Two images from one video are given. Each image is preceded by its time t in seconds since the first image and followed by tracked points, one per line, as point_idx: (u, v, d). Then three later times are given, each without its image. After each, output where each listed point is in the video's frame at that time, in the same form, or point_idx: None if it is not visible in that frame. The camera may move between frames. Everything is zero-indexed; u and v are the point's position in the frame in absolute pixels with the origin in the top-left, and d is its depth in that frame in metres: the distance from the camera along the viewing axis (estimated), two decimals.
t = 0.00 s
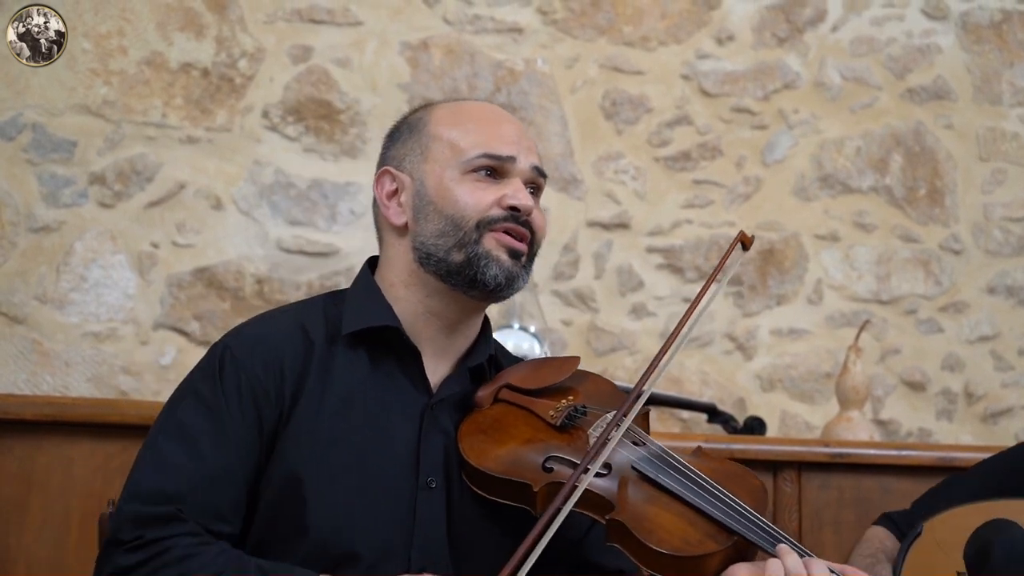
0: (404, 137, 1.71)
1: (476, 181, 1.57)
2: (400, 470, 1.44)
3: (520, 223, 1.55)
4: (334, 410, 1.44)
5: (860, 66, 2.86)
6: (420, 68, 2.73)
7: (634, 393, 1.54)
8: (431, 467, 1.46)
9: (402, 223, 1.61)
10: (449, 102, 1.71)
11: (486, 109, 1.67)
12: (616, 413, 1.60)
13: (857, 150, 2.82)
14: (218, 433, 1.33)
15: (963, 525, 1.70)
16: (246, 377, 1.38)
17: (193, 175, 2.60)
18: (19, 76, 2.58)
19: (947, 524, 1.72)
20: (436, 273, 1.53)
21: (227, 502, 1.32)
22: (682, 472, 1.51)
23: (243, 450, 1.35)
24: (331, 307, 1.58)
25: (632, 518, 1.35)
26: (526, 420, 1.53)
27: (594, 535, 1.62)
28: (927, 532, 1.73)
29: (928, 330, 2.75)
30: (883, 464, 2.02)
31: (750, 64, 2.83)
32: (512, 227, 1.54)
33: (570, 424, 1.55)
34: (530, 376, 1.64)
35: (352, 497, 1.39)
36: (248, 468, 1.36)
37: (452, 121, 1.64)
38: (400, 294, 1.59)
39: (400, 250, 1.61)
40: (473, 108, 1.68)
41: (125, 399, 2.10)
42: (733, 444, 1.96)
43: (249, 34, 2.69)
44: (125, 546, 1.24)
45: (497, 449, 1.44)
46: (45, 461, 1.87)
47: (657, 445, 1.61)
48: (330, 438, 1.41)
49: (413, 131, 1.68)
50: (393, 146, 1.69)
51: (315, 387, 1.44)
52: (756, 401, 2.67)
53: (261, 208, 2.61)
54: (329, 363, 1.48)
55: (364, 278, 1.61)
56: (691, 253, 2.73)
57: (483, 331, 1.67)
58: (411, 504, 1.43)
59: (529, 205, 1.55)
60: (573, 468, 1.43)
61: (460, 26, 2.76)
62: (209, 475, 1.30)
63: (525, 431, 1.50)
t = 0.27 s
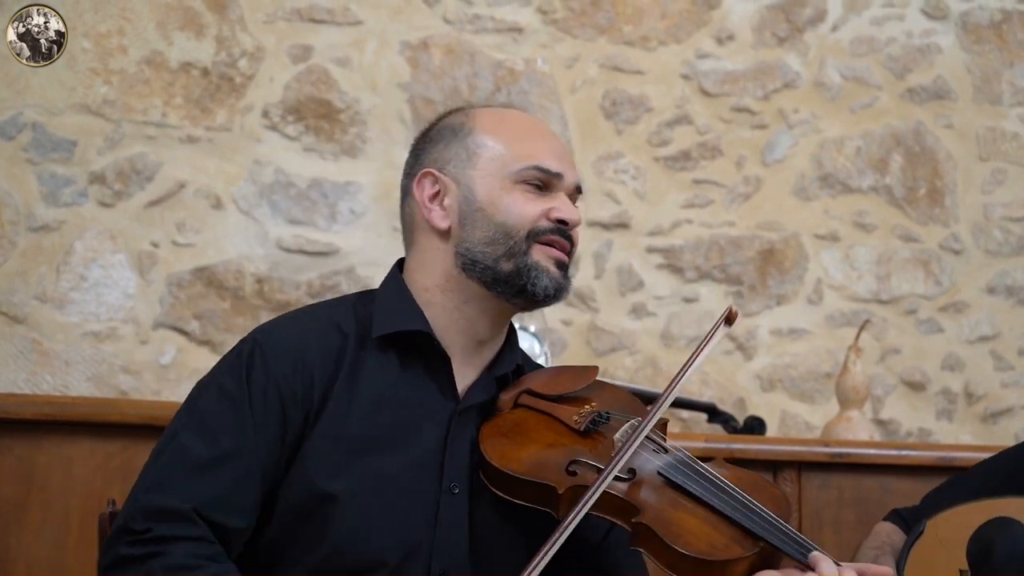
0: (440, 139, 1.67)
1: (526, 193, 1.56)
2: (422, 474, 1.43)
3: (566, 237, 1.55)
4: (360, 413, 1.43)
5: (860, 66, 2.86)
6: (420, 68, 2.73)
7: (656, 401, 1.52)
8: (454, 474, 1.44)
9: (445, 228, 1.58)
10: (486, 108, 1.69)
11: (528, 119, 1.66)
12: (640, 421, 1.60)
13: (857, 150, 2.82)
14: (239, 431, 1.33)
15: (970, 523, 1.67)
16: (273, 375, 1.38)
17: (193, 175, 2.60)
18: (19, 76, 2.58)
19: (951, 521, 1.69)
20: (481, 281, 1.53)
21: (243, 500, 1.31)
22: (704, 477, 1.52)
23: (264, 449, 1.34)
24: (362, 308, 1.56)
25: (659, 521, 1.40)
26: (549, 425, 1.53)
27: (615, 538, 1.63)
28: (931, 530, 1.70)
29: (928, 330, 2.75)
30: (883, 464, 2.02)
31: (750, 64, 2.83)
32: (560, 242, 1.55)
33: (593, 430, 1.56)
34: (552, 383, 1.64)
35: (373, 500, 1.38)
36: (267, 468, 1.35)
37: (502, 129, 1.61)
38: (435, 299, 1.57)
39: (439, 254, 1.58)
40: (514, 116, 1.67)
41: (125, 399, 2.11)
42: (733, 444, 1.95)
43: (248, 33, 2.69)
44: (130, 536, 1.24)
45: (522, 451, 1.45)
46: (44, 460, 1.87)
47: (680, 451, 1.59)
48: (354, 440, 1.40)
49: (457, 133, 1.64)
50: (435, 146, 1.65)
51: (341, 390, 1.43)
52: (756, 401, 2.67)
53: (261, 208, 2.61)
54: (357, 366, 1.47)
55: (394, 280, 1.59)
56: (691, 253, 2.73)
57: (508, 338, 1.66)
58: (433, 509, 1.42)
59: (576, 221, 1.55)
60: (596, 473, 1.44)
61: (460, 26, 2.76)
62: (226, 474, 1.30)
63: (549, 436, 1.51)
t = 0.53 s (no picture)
0: (466, 142, 1.66)
1: (558, 203, 1.56)
2: (435, 475, 1.43)
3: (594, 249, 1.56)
4: (375, 414, 1.43)
5: (860, 65, 2.86)
6: (420, 67, 2.73)
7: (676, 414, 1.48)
8: (468, 477, 1.44)
9: (475, 233, 1.57)
10: (512, 112, 1.68)
11: (554, 127, 1.66)
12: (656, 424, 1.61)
13: (857, 149, 2.82)
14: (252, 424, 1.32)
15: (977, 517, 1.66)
16: (290, 371, 1.38)
17: (193, 174, 2.60)
18: (19, 75, 2.57)
19: (956, 515, 1.68)
20: (511, 288, 1.53)
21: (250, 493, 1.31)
22: (719, 481, 1.52)
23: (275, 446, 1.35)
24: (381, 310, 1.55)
25: (682, 529, 1.42)
26: (566, 430, 1.54)
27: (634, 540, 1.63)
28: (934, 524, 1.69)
29: (928, 329, 2.75)
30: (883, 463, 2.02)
31: (750, 63, 2.83)
32: (588, 253, 1.56)
33: (609, 435, 1.56)
34: (566, 385, 1.65)
35: (384, 500, 1.37)
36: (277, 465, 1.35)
37: (534, 138, 1.61)
38: (459, 304, 1.57)
39: (466, 258, 1.57)
40: (540, 123, 1.66)
41: (125, 397, 2.11)
42: (732, 443, 1.94)
43: (248, 32, 2.69)
44: (128, 517, 1.21)
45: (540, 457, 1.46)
46: (44, 459, 1.86)
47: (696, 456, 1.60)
48: (367, 440, 1.41)
49: (487, 138, 1.63)
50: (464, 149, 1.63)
51: (357, 391, 1.43)
52: (756, 399, 2.67)
53: (261, 207, 2.61)
54: (373, 368, 1.47)
55: (412, 282, 1.59)
56: (691, 252, 2.73)
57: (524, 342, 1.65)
58: (446, 512, 1.41)
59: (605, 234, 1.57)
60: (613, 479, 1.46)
61: (460, 24, 2.76)
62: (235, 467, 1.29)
63: (565, 440, 1.52)
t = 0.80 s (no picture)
0: (471, 141, 1.64)
1: (565, 210, 1.56)
2: (437, 475, 1.43)
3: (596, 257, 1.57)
4: (378, 414, 1.43)
5: (860, 65, 2.86)
6: (420, 67, 2.73)
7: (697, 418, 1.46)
8: (470, 477, 1.44)
9: (481, 236, 1.55)
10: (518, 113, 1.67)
11: (559, 131, 1.66)
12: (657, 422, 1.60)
13: (857, 149, 2.82)
14: (254, 421, 1.33)
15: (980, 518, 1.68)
16: (293, 369, 1.38)
17: (193, 173, 2.60)
18: (19, 75, 2.57)
19: (961, 514, 1.69)
20: (515, 293, 1.52)
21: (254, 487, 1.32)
22: (720, 480, 1.52)
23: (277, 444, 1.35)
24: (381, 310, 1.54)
25: (679, 521, 1.41)
26: (566, 428, 1.54)
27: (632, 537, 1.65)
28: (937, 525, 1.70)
29: (928, 329, 2.75)
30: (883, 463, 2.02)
31: (750, 63, 2.83)
32: (591, 260, 1.57)
33: (610, 432, 1.56)
34: (564, 385, 1.65)
35: (387, 499, 1.37)
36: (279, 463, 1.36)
37: (542, 142, 1.60)
38: (461, 306, 1.56)
39: (469, 260, 1.56)
40: (546, 125, 1.65)
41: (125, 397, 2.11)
42: (732, 443, 1.94)
43: (248, 32, 2.68)
44: (138, 503, 1.24)
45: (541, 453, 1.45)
46: (44, 459, 1.86)
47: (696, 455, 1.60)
48: (370, 439, 1.41)
49: (496, 139, 1.61)
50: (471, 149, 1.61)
51: (361, 390, 1.43)
52: (756, 400, 2.67)
53: (261, 207, 2.61)
54: (375, 368, 1.46)
55: (411, 282, 1.58)
56: (691, 252, 2.73)
57: (522, 342, 1.65)
58: (448, 511, 1.42)
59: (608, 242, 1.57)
60: (614, 474, 1.45)
61: (460, 25, 2.76)
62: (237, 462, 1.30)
63: (565, 436, 1.51)
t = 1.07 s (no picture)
0: (443, 140, 1.65)
1: (533, 208, 1.56)
2: (424, 470, 1.45)
3: (566, 254, 1.58)
4: (364, 413, 1.44)
5: (860, 66, 2.86)
6: (420, 68, 2.73)
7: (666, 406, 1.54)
8: (456, 471, 1.46)
9: (451, 235, 1.57)
10: (490, 110, 1.67)
11: (530, 128, 1.66)
12: (639, 409, 1.64)
13: (857, 150, 2.82)
14: (246, 422, 1.33)
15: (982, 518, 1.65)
16: (280, 371, 1.38)
17: (193, 174, 2.60)
18: (19, 75, 2.57)
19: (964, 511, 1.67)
20: (485, 291, 1.54)
21: (250, 488, 1.32)
22: (702, 462, 1.55)
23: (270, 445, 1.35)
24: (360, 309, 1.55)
25: (671, 507, 1.44)
26: (551, 420, 1.57)
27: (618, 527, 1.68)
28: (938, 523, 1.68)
29: (928, 330, 2.75)
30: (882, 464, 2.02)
31: (751, 64, 2.83)
32: (561, 258, 1.57)
33: (593, 421, 1.60)
34: (544, 378, 1.66)
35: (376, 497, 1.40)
36: (273, 463, 1.36)
37: (512, 140, 1.60)
38: (436, 304, 1.57)
39: (442, 260, 1.57)
40: (518, 122, 1.66)
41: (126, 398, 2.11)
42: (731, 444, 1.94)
43: (249, 33, 2.68)
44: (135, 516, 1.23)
45: (527, 442, 1.49)
46: (44, 460, 1.87)
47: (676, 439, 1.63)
48: (357, 438, 1.42)
49: (466, 138, 1.62)
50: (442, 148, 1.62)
51: (345, 389, 1.44)
52: (756, 400, 2.67)
53: (261, 208, 2.61)
54: (358, 366, 1.47)
55: (389, 282, 1.59)
56: (691, 253, 2.73)
57: (502, 338, 1.66)
58: (435, 505, 1.44)
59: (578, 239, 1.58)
60: (598, 462, 1.49)
61: (460, 25, 2.76)
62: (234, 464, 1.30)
63: (550, 428, 1.55)
